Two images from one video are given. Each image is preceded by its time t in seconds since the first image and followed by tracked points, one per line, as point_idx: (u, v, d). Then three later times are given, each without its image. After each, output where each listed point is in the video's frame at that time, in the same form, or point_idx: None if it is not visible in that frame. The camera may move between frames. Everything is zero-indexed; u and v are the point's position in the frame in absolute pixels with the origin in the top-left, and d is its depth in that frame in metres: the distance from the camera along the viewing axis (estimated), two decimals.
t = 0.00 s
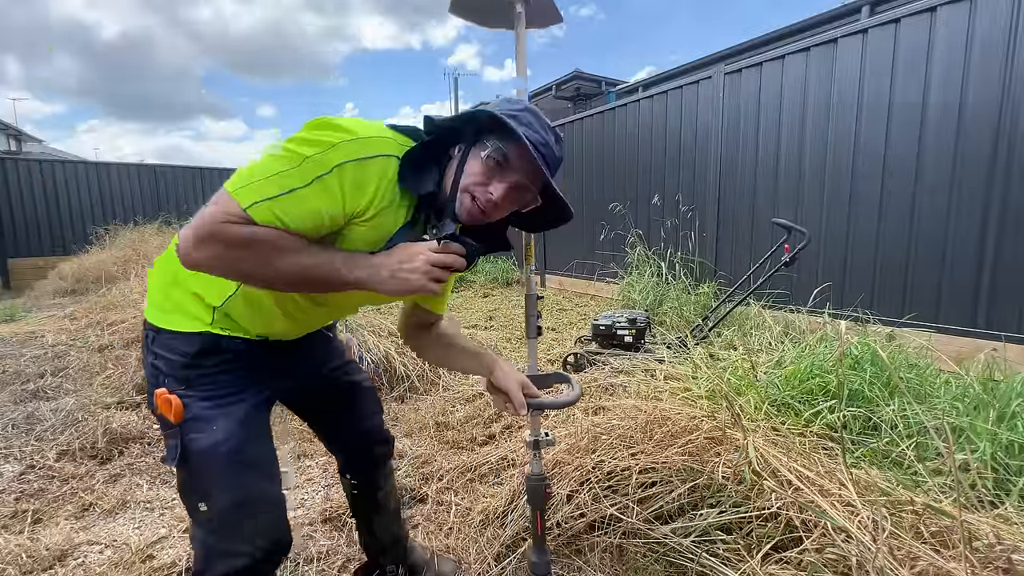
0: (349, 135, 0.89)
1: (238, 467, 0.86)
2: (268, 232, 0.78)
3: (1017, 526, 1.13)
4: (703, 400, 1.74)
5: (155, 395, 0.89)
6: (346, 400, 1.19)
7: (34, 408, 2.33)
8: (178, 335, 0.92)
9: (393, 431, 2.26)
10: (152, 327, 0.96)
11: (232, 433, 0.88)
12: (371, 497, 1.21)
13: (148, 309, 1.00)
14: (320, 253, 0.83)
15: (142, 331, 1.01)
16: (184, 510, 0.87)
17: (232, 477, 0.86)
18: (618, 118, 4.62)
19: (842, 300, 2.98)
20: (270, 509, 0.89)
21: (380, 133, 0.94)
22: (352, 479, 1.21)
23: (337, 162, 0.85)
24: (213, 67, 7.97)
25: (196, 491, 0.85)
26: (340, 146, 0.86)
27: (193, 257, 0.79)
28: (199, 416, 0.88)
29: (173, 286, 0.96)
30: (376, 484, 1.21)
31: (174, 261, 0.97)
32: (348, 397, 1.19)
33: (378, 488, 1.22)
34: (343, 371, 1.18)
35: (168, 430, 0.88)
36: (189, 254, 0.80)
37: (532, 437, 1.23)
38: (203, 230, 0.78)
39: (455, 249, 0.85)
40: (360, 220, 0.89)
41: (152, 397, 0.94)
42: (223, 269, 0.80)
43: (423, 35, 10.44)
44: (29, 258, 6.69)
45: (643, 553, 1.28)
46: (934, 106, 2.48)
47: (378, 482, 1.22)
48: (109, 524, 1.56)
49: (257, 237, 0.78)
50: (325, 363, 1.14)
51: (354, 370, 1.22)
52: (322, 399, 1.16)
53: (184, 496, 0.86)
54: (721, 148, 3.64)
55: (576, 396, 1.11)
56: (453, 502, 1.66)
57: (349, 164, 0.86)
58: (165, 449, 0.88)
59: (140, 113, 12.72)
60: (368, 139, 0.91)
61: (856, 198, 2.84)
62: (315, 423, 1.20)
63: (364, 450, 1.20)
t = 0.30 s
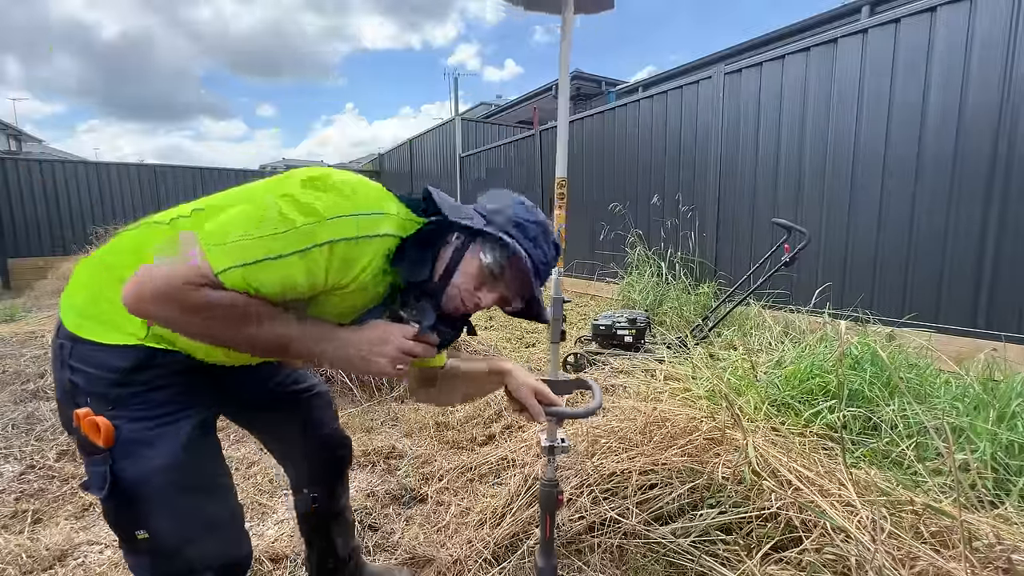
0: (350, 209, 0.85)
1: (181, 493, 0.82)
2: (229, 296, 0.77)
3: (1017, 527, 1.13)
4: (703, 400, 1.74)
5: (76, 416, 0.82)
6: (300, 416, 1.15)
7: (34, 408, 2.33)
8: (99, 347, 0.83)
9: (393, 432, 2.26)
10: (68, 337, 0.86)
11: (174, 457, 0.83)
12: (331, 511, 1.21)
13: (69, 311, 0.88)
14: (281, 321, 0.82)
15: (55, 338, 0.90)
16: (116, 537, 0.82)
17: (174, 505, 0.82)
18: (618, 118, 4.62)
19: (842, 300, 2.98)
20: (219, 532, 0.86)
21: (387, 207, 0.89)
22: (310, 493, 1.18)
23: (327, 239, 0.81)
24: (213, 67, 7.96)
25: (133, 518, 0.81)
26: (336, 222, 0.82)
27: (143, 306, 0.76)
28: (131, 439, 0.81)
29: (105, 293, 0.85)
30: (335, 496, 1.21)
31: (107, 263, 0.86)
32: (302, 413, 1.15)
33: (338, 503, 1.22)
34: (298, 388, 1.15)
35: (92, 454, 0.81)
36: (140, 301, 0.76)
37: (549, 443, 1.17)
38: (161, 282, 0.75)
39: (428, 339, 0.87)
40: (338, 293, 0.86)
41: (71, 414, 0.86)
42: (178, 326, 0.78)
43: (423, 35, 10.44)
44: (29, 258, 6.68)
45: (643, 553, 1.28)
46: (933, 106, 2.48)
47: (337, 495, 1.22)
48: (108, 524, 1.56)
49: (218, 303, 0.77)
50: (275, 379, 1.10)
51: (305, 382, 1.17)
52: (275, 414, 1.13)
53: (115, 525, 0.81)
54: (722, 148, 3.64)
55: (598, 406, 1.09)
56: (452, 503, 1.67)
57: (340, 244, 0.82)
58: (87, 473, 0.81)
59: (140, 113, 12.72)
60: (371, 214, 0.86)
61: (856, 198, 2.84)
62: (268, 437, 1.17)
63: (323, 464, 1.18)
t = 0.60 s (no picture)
0: (328, 221, 0.78)
1: (183, 492, 0.82)
2: (241, 335, 0.74)
3: (1017, 526, 1.13)
4: (703, 400, 1.74)
5: (76, 420, 0.82)
6: (293, 417, 1.15)
7: (34, 408, 2.33)
8: (92, 350, 0.82)
9: (393, 432, 2.26)
10: (63, 340, 0.86)
11: (177, 457, 0.83)
12: (326, 511, 1.20)
13: (63, 312, 0.87)
14: (294, 339, 0.82)
15: (50, 341, 0.90)
16: (120, 535, 0.82)
17: (177, 503, 0.82)
18: (618, 118, 4.61)
19: (842, 300, 2.98)
20: (221, 531, 0.86)
21: (369, 207, 0.83)
22: (301, 493, 1.18)
23: (313, 260, 0.75)
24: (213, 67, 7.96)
25: (137, 516, 0.81)
26: (318, 238, 0.76)
27: (146, 346, 0.75)
28: (132, 440, 0.81)
29: (97, 296, 0.83)
30: (326, 496, 1.21)
31: (94, 268, 0.84)
32: (295, 414, 1.15)
33: (331, 503, 1.22)
34: (292, 389, 1.14)
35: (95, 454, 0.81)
36: (142, 341, 0.75)
37: (540, 436, 1.18)
38: (158, 326, 0.73)
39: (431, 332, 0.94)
40: (336, 300, 0.86)
41: (70, 417, 0.86)
42: (189, 361, 0.78)
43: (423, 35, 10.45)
44: (29, 258, 6.67)
45: (643, 553, 1.28)
46: (933, 106, 2.48)
47: (330, 495, 1.22)
48: (108, 524, 1.56)
49: (225, 340, 0.74)
50: (270, 379, 1.10)
51: (299, 381, 1.17)
52: (268, 415, 1.13)
53: (119, 523, 0.81)
54: (722, 148, 3.64)
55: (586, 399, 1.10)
56: (452, 503, 1.67)
57: (328, 262, 0.77)
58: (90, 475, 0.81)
59: (140, 113, 12.73)
60: (354, 219, 0.80)
61: (856, 199, 2.84)
62: (259, 437, 1.17)
63: (315, 463, 1.18)
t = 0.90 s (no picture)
0: (328, 212, 0.78)
1: (185, 489, 0.82)
2: (244, 326, 0.75)
3: (1017, 526, 1.13)
4: (703, 400, 1.74)
5: (78, 418, 0.81)
6: (292, 415, 1.15)
7: (34, 408, 2.33)
8: (95, 348, 0.83)
9: (393, 432, 2.26)
10: (67, 339, 0.86)
11: (179, 455, 0.83)
12: (325, 509, 1.20)
13: (65, 312, 0.87)
14: (297, 330, 0.83)
15: (53, 341, 0.90)
16: (123, 534, 0.82)
17: (179, 501, 0.82)
18: (618, 118, 4.61)
19: (842, 300, 2.98)
20: (223, 529, 0.86)
21: (367, 199, 0.83)
22: (302, 492, 1.18)
23: (315, 252, 0.76)
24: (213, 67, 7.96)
25: (138, 514, 0.81)
26: (318, 230, 0.76)
27: (150, 341, 0.75)
28: (135, 438, 0.81)
29: (99, 296, 0.84)
30: (326, 494, 1.21)
31: (96, 268, 0.84)
32: (295, 413, 1.16)
33: (331, 499, 1.22)
34: (291, 387, 1.15)
35: (96, 454, 0.81)
36: (146, 335, 0.75)
37: (531, 434, 1.18)
38: (160, 319, 0.73)
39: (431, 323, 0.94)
40: (337, 291, 0.86)
41: (73, 416, 0.86)
42: (194, 355, 0.78)
43: (423, 35, 10.40)
44: (29, 258, 6.65)
45: (643, 553, 1.28)
46: (933, 106, 2.48)
47: (330, 492, 1.22)
48: (108, 524, 1.56)
49: (229, 333, 0.74)
50: (270, 377, 1.11)
51: (299, 378, 1.18)
52: (267, 413, 1.13)
53: (121, 522, 0.81)
54: (721, 148, 3.64)
55: (576, 395, 1.10)
56: (452, 503, 1.67)
57: (328, 253, 0.77)
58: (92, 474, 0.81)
59: (140, 113, 12.73)
60: (354, 211, 0.80)
61: (856, 199, 2.84)
62: (259, 436, 1.17)
63: (314, 462, 1.18)
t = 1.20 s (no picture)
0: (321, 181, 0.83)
1: (188, 489, 0.82)
2: (241, 291, 0.76)
3: (1017, 527, 1.13)
4: (703, 400, 1.74)
5: (83, 415, 0.81)
6: (294, 415, 1.15)
7: (34, 408, 2.33)
8: (105, 345, 0.83)
9: (393, 431, 2.26)
10: (74, 335, 0.86)
11: (183, 455, 0.83)
12: (327, 509, 1.20)
13: (72, 309, 0.88)
14: (294, 304, 0.83)
15: (59, 338, 0.89)
16: (124, 531, 0.81)
17: (182, 501, 0.82)
18: (618, 118, 4.61)
19: (842, 300, 2.98)
20: (225, 527, 0.86)
21: (358, 174, 0.88)
22: (303, 491, 1.17)
23: (309, 216, 0.80)
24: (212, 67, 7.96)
25: (140, 512, 0.80)
26: (312, 197, 0.80)
27: (159, 315, 0.78)
28: (140, 437, 0.81)
29: (107, 290, 0.85)
30: (328, 493, 1.21)
31: (104, 263, 0.85)
32: (297, 412, 1.16)
33: (332, 499, 1.22)
34: (293, 387, 1.16)
35: (101, 452, 0.80)
36: (150, 309, 0.78)
37: (523, 434, 1.18)
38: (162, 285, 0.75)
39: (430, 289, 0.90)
40: (332, 266, 0.89)
41: (78, 413, 0.86)
42: (195, 327, 0.80)
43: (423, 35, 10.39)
44: (28, 258, 6.63)
45: (643, 553, 1.28)
46: (933, 106, 2.48)
47: (331, 492, 1.22)
48: (108, 524, 1.56)
49: (225, 297, 0.76)
50: (273, 375, 1.12)
51: (303, 378, 1.19)
52: (269, 412, 1.13)
53: (122, 520, 0.80)
54: (722, 148, 3.64)
55: (564, 394, 1.10)
56: (453, 502, 1.67)
57: (322, 218, 0.82)
58: (94, 471, 0.80)
59: (141, 113, 12.74)
60: (345, 182, 0.86)
61: (855, 199, 2.84)
62: (260, 435, 1.17)
63: (316, 462, 1.18)
